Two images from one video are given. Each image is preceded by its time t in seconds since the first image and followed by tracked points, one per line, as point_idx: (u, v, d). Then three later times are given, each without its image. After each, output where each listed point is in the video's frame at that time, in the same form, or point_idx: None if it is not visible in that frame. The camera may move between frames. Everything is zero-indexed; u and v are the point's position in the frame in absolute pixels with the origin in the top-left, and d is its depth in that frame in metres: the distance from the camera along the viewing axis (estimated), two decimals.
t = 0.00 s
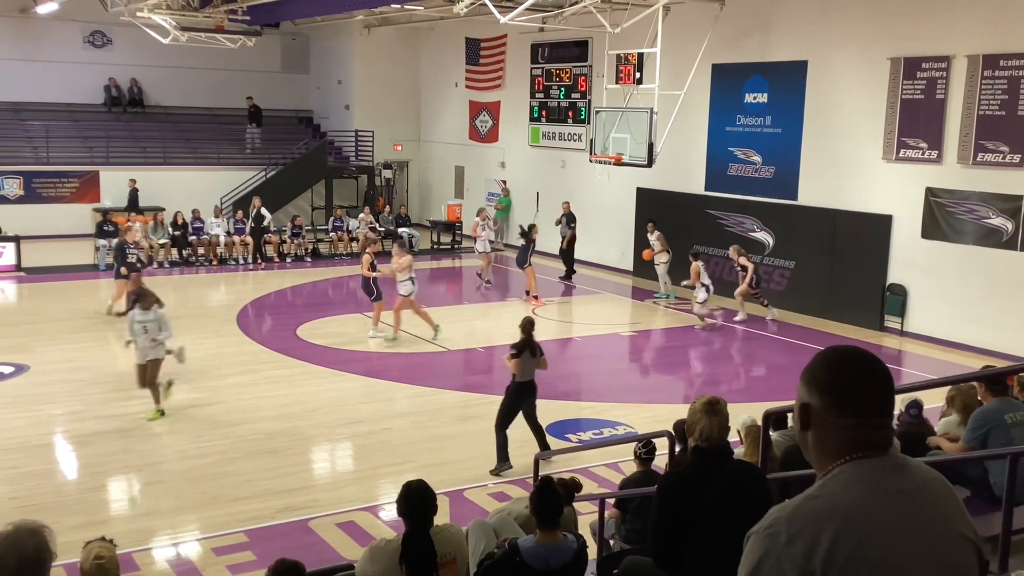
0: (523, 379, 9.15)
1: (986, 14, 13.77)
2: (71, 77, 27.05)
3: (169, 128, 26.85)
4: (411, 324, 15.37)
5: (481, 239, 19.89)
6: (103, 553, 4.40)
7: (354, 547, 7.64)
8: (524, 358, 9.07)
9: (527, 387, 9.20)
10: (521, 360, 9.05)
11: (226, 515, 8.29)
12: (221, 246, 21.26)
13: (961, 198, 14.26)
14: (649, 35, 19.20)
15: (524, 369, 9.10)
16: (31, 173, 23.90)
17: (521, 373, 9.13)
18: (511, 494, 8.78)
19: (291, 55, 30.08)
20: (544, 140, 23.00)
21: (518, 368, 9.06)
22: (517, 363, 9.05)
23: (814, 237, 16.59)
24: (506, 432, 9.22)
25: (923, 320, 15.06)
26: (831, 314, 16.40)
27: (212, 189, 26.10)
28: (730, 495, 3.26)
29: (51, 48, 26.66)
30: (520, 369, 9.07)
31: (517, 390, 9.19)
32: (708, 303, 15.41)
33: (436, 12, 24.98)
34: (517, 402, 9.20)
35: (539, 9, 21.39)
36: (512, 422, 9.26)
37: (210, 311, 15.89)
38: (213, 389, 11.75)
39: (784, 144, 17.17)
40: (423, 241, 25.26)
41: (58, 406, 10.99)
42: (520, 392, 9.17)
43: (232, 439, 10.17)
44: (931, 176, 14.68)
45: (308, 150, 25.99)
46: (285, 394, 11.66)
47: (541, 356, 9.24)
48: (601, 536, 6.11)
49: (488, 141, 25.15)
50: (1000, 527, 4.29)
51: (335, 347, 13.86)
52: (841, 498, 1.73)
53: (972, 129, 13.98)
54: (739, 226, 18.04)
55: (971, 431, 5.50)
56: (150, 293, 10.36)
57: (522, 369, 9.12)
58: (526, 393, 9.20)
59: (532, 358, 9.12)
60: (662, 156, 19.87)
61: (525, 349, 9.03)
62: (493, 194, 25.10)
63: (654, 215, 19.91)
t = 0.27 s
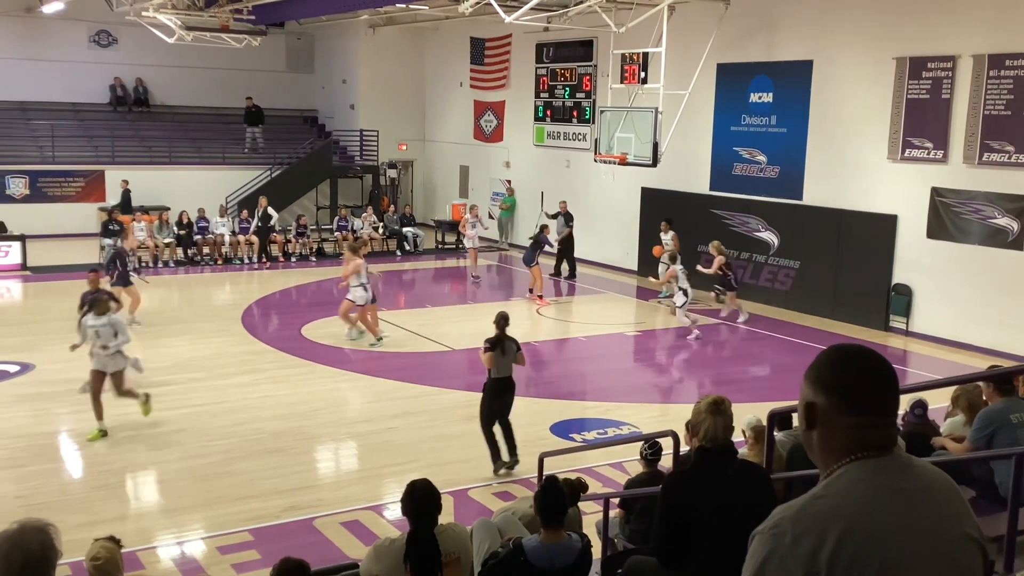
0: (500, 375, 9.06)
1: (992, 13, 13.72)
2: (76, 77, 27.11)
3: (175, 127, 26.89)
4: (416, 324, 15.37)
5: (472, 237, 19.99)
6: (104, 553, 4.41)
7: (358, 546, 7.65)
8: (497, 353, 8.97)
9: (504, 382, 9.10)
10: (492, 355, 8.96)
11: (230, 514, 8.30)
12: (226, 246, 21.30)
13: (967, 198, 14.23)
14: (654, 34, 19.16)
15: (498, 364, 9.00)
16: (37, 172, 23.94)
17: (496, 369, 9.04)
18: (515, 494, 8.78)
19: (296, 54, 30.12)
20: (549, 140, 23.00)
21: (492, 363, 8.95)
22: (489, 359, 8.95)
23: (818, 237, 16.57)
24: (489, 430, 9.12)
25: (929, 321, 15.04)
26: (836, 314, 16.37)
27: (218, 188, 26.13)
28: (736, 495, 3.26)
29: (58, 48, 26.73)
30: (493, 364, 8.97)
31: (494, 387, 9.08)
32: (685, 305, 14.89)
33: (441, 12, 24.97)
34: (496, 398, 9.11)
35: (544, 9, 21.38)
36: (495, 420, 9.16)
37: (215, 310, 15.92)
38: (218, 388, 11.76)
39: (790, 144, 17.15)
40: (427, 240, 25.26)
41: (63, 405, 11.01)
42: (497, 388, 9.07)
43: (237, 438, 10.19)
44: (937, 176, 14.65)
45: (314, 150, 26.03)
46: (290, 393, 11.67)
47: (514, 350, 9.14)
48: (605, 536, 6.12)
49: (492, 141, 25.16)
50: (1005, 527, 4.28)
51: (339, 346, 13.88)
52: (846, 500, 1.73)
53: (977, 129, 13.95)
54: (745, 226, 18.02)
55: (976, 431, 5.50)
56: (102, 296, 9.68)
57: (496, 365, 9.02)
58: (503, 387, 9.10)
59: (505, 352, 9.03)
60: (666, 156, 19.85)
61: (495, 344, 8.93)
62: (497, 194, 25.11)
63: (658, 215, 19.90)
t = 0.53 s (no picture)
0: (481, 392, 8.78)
1: (1004, 12, 13.65)
2: (87, 76, 27.22)
3: (185, 126, 26.98)
4: (425, 323, 15.38)
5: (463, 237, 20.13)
6: (113, 552, 4.42)
7: (367, 545, 7.66)
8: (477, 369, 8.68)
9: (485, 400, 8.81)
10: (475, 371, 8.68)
11: (239, 512, 8.32)
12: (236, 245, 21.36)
13: (977, 198, 14.17)
14: (664, 33, 19.14)
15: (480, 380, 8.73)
16: (48, 171, 24.03)
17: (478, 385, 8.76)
18: (524, 493, 8.78)
19: (306, 54, 30.18)
20: (558, 139, 22.99)
21: (473, 380, 8.69)
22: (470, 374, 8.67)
23: (828, 236, 16.53)
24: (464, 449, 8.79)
25: (939, 321, 14.98)
26: (846, 314, 16.32)
27: (228, 187, 26.22)
28: (746, 494, 3.24)
29: (70, 48, 26.85)
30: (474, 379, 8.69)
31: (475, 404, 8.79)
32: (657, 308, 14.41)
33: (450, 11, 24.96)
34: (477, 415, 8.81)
35: (553, 7, 21.37)
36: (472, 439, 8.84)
37: (226, 309, 15.96)
38: (227, 387, 11.78)
39: (799, 143, 17.11)
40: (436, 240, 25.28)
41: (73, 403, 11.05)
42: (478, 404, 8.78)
43: (246, 437, 10.21)
44: (947, 175, 14.60)
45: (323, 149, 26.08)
46: (300, 392, 11.69)
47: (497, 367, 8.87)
48: (614, 536, 6.10)
49: (501, 140, 25.16)
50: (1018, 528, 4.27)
51: (349, 345, 13.90)
52: (862, 503, 1.72)
53: (988, 128, 13.88)
54: (754, 225, 17.99)
55: (988, 432, 5.48)
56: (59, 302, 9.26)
57: (477, 381, 8.74)
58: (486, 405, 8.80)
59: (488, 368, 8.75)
60: (676, 155, 19.83)
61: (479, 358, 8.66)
62: (507, 193, 25.12)
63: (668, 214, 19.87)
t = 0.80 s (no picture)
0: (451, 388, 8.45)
1: None
2: (106, 78, 27.41)
3: (203, 128, 27.11)
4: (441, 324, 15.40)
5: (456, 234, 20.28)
6: (132, 550, 4.44)
7: (383, 546, 7.67)
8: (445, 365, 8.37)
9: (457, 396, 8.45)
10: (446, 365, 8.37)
11: (256, 512, 8.34)
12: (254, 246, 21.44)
13: (997, 200, 14.06)
14: (681, 35, 19.09)
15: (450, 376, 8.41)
16: (67, 172, 24.20)
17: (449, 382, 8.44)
18: (540, 494, 8.77)
19: (323, 56, 30.28)
20: (575, 141, 22.97)
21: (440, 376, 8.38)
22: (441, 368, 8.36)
23: (846, 238, 16.44)
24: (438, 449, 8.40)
25: (959, 324, 14.88)
26: (864, 316, 16.22)
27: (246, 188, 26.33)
28: (763, 497, 3.23)
29: (90, 50, 27.06)
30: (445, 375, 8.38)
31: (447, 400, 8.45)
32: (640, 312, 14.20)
33: (467, 13, 24.98)
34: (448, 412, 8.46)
35: (571, 8, 21.35)
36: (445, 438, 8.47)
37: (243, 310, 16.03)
38: (245, 387, 11.83)
39: (817, 144, 17.03)
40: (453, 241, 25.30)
41: (92, 403, 11.11)
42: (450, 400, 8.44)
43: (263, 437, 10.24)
44: (967, 177, 14.50)
45: (340, 151, 26.17)
46: (316, 393, 11.73)
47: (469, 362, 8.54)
48: (630, 538, 6.08)
49: (518, 141, 25.17)
50: None
51: (365, 346, 13.93)
52: (883, 504, 1.74)
53: (1009, 130, 13.77)
54: (771, 227, 17.92)
55: (1009, 436, 5.44)
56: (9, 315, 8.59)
57: (446, 378, 8.41)
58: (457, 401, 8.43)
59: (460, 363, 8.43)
60: (693, 156, 19.77)
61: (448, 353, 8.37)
62: (523, 194, 25.12)
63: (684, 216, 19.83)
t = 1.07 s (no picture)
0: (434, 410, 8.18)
1: None
2: (134, 83, 27.69)
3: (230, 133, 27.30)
4: (465, 327, 15.41)
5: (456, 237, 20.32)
6: (160, 550, 4.47)
7: (408, 548, 7.68)
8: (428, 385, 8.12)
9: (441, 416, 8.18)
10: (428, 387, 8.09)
11: (281, 514, 8.38)
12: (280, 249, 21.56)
13: None
14: (707, 38, 19.03)
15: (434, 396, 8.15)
16: (95, 176, 24.42)
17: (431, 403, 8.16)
18: (564, 498, 8.76)
19: (348, 60, 30.44)
20: (599, 144, 22.94)
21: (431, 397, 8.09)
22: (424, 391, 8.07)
23: (873, 241, 16.32)
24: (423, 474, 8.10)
25: (988, 329, 14.72)
26: (892, 321, 16.08)
27: (272, 192, 26.46)
28: (789, 504, 3.21)
29: (118, 55, 27.35)
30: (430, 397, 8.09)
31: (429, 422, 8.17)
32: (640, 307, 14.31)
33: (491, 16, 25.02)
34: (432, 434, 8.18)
35: (595, 12, 21.33)
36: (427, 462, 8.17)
37: (268, 312, 16.12)
38: (269, 390, 11.89)
39: (843, 148, 16.92)
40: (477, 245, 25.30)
41: (119, 404, 11.20)
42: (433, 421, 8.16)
43: (288, 439, 10.29)
44: (996, 181, 14.35)
45: (365, 154, 26.28)
46: (340, 395, 11.77)
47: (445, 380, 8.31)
48: (654, 542, 6.05)
49: (542, 145, 25.17)
50: None
51: (389, 349, 13.97)
52: (908, 506, 1.74)
53: None
54: (797, 231, 17.82)
55: None
56: None
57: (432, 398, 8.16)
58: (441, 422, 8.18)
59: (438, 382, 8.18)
60: (718, 160, 19.69)
61: (428, 371, 8.10)
62: (547, 198, 25.11)
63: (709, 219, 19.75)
